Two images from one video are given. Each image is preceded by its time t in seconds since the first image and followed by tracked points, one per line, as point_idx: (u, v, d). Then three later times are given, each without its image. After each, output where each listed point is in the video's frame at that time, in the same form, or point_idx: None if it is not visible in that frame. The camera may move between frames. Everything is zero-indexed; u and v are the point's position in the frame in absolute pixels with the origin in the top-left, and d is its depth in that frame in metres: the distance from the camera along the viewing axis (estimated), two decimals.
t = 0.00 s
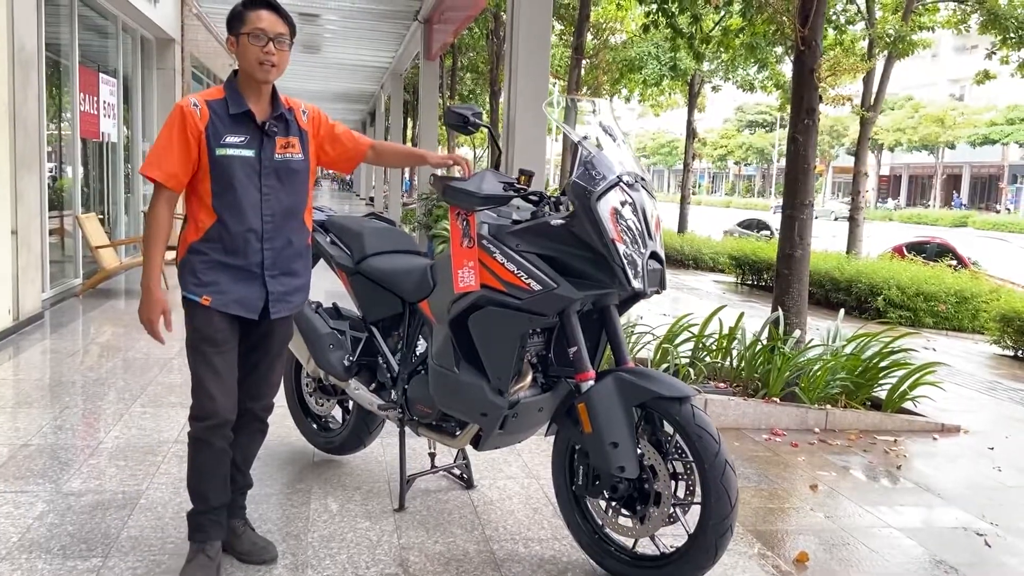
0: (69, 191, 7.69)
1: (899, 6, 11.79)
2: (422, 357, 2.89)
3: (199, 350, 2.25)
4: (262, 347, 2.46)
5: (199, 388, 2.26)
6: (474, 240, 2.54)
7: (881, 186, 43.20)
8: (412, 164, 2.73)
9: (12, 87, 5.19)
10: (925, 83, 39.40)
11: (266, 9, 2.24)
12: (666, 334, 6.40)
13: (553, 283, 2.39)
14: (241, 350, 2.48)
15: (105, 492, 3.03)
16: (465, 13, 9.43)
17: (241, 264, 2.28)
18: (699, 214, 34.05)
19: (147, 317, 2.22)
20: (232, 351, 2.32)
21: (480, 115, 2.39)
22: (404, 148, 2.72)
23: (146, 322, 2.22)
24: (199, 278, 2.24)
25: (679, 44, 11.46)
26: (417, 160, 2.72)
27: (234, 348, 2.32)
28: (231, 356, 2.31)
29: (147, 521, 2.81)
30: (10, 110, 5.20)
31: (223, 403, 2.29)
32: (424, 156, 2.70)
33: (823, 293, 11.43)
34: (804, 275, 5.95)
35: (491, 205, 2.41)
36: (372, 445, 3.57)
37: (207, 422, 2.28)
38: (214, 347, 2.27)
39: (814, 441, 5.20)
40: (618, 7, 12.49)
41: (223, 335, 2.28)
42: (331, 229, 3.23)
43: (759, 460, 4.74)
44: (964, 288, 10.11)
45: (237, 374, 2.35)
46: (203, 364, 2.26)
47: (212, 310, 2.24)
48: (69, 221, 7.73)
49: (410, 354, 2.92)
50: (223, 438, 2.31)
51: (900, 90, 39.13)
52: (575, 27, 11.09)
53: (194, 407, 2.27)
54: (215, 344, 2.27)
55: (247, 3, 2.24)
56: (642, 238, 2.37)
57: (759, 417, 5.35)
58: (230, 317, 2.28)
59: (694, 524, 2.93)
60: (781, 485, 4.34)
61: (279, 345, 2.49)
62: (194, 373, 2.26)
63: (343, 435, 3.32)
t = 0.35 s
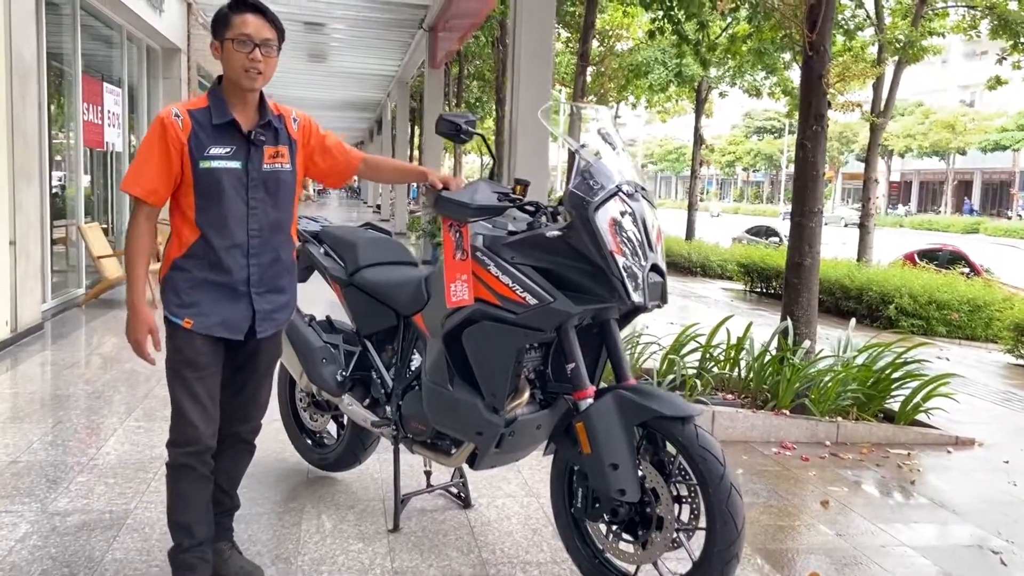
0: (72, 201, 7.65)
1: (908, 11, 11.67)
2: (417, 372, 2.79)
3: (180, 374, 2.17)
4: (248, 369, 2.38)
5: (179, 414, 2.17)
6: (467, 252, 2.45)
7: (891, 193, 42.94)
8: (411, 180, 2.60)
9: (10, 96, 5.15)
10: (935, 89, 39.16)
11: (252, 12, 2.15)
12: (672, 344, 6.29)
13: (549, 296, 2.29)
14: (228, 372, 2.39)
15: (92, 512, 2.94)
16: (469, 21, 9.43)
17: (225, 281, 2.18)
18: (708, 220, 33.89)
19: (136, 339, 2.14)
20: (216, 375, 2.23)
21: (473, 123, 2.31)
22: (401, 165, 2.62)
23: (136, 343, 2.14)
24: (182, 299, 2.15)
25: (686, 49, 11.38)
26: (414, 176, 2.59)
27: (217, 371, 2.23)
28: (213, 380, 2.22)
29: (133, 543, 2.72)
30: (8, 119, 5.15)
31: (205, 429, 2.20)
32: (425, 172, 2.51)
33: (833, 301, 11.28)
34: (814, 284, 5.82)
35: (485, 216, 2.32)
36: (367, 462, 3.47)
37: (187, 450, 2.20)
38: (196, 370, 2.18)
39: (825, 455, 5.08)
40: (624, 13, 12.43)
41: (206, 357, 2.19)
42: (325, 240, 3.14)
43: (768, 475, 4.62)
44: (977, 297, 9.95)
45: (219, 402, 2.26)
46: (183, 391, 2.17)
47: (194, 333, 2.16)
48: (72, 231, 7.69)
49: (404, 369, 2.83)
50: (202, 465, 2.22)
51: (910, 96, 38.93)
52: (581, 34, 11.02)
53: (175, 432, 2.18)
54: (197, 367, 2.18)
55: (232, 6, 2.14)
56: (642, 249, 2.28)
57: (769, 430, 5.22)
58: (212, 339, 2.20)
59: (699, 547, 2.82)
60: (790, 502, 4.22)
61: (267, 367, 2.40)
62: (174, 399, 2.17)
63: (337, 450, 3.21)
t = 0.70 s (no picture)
0: (79, 212, 7.63)
1: (924, 17, 11.52)
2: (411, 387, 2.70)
3: (153, 401, 2.10)
4: (229, 393, 2.32)
5: (152, 443, 2.10)
6: (459, 263, 2.36)
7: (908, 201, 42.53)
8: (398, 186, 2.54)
9: (12, 107, 5.13)
10: (953, 96, 38.81)
11: (223, 5, 2.06)
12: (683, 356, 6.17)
13: (544, 309, 2.20)
14: (207, 396, 2.34)
15: (79, 530, 2.86)
16: (478, 29, 9.38)
17: (202, 295, 2.11)
18: (722, 229, 33.66)
19: (156, 352, 1.97)
20: (190, 403, 2.17)
21: (464, 129, 2.22)
22: (387, 168, 2.56)
23: (159, 356, 1.97)
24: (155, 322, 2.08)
25: (697, 57, 11.29)
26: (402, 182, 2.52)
27: (192, 398, 2.17)
28: (187, 408, 2.16)
29: (118, 563, 2.64)
30: (10, 129, 5.13)
31: (178, 459, 2.13)
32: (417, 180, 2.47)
33: (850, 312, 11.10)
34: (828, 295, 5.68)
35: (477, 226, 2.23)
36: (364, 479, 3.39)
37: (162, 477, 2.12)
38: (171, 397, 2.11)
39: (840, 471, 4.93)
40: (635, 22, 12.36)
41: (180, 384, 2.13)
42: (318, 251, 3.07)
43: (780, 492, 4.48)
44: (997, 306, 9.75)
45: (195, 432, 2.21)
46: (157, 421, 2.11)
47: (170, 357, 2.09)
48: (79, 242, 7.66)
49: (398, 385, 2.73)
50: (179, 493, 2.15)
51: (927, 104, 38.61)
52: (591, 42, 10.95)
53: (147, 462, 2.11)
54: (171, 395, 2.11)
55: None
56: (641, 260, 2.18)
57: (781, 444, 5.09)
58: (187, 365, 2.14)
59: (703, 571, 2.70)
60: (804, 519, 4.08)
61: (248, 391, 2.35)
62: (147, 427, 2.11)
63: (332, 467, 3.12)
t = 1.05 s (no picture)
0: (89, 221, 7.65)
1: (938, 23, 11.41)
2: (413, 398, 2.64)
3: (141, 421, 2.07)
4: (223, 410, 2.28)
5: (140, 463, 2.07)
6: (460, 271, 2.31)
7: (924, 209, 42.13)
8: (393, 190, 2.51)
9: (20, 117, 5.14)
10: (969, 103, 38.47)
11: (224, 10, 2.03)
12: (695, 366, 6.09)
13: (547, 320, 2.14)
14: (199, 413, 2.30)
15: (77, 544, 2.82)
16: (487, 37, 9.34)
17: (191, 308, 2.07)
18: (736, 237, 33.43)
19: (198, 298, 1.84)
20: (179, 422, 2.13)
21: (464, 136, 2.18)
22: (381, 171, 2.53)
23: (200, 298, 1.84)
24: (142, 339, 2.04)
25: (708, 64, 11.23)
26: (396, 186, 2.50)
27: (181, 417, 2.14)
28: (176, 429, 2.13)
29: None
30: (17, 139, 5.13)
31: (166, 480, 2.10)
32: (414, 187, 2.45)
33: (865, 321, 10.96)
34: (842, 304, 5.58)
35: (478, 234, 2.17)
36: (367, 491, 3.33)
37: (150, 499, 2.08)
38: (159, 417, 2.08)
39: (855, 483, 4.83)
40: (646, 29, 12.32)
41: (168, 404, 2.09)
42: (321, 261, 3.02)
43: (793, 504, 4.39)
44: (1015, 315, 9.59)
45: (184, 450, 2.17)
46: (146, 442, 2.08)
47: (159, 374, 2.06)
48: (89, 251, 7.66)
49: (400, 397, 2.68)
50: (169, 513, 2.11)
51: (942, 110, 38.29)
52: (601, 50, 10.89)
53: (134, 483, 2.08)
54: (159, 416, 2.08)
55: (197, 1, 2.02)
56: (646, 269, 2.12)
57: (795, 456, 5.00)
58: (175, 383, 2.11)
59: None
60: (818, 534, 3.99)
61: (242, 408, 2.31)
62: (136, 448, 2.07)
63: (335, 480, 3.06)
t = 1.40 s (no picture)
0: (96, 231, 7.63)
1: (946, 30, 11.36)
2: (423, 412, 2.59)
3: (142, 443, 2.02)
4: (233, 428, 2.23)
5: (142, 485, 2.02)
6: (469, 283, 2.26)
7: (932, 216, 41.96)
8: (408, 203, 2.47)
9: (25, 127, 5.11)
10: (976, 110, 38.36)
11: (226, 12, 1.99)
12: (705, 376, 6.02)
13: (561, 332, 2.09)
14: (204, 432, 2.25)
15: (81, 561, 2.77)
16: (492, 46, 9.29)
17: (193, 325, 2.02)
18: (742, 245, 33.31)
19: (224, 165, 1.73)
20: (182, 444, 2.09)
21: (475, 144, 2.12)
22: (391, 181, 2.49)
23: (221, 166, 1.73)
24: (142, 358, 1.98)
25: (715, 72, 11.19)
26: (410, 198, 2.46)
27: (182, 440, 2.10)
28: (179, 450, 2.09)
29: None
30: (23, 149, 5.10)
31: (170, 503, 2.06)
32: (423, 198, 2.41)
33: (875, 329, 10.88)
34: (853, 313, 5.51)
35: (490, 244, 2.12)
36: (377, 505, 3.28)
37: (154, 521, 2.04)
38: (162, 438, 2.04)
39: (870, 495, 4.75)
40: (652, 37, 12.29)
41: (172, 424, 2.05)
42: (329, 271, 2.98)
43: (806, 517, 4.31)
44: None
45: (187, 471, 2.13)
46: (149, 462, 2.03)
47: (160, 393, 2.01)
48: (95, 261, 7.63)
49: (411, 410, 2.63)
50: (173, 535, 2.07)
51: (949, 117, 38.15)
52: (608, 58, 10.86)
53: (137, 505, 2.03)
54: (163, 437, 2.04)
55: (201, 5, 1.98)
56: (662, 279, 2.07)
57: (808, 467, 4.92)
58: (178, 402, 2.06)
59: None
60: (833, 547, 3.91)
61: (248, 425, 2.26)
62: (138, 470, 2.03)
63: (343, 494, 3.01)
